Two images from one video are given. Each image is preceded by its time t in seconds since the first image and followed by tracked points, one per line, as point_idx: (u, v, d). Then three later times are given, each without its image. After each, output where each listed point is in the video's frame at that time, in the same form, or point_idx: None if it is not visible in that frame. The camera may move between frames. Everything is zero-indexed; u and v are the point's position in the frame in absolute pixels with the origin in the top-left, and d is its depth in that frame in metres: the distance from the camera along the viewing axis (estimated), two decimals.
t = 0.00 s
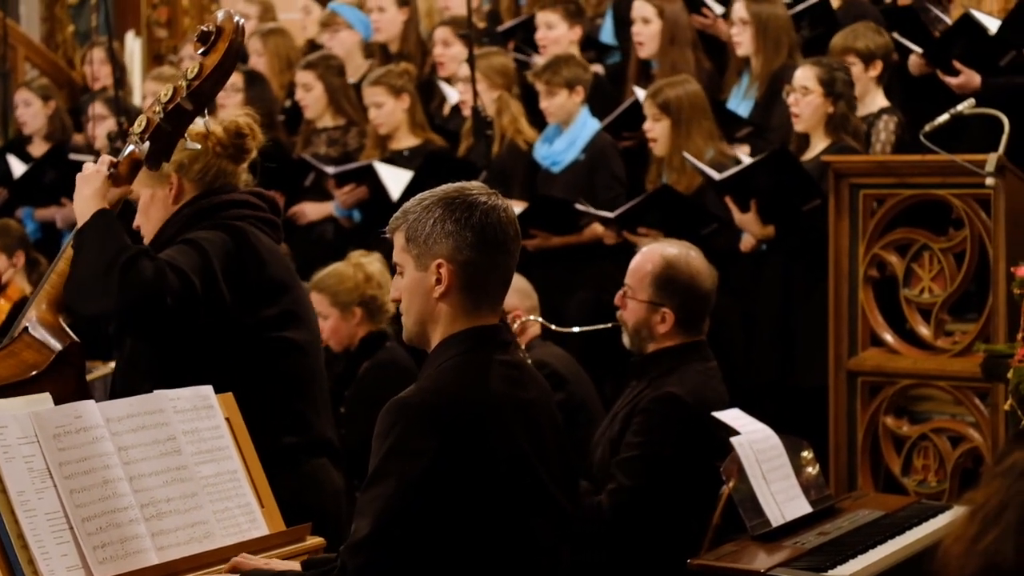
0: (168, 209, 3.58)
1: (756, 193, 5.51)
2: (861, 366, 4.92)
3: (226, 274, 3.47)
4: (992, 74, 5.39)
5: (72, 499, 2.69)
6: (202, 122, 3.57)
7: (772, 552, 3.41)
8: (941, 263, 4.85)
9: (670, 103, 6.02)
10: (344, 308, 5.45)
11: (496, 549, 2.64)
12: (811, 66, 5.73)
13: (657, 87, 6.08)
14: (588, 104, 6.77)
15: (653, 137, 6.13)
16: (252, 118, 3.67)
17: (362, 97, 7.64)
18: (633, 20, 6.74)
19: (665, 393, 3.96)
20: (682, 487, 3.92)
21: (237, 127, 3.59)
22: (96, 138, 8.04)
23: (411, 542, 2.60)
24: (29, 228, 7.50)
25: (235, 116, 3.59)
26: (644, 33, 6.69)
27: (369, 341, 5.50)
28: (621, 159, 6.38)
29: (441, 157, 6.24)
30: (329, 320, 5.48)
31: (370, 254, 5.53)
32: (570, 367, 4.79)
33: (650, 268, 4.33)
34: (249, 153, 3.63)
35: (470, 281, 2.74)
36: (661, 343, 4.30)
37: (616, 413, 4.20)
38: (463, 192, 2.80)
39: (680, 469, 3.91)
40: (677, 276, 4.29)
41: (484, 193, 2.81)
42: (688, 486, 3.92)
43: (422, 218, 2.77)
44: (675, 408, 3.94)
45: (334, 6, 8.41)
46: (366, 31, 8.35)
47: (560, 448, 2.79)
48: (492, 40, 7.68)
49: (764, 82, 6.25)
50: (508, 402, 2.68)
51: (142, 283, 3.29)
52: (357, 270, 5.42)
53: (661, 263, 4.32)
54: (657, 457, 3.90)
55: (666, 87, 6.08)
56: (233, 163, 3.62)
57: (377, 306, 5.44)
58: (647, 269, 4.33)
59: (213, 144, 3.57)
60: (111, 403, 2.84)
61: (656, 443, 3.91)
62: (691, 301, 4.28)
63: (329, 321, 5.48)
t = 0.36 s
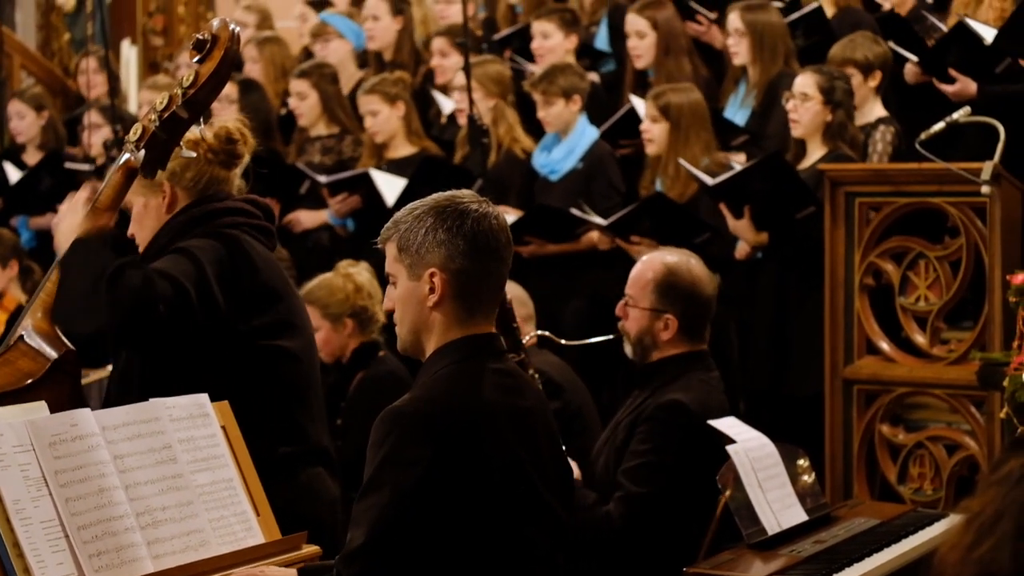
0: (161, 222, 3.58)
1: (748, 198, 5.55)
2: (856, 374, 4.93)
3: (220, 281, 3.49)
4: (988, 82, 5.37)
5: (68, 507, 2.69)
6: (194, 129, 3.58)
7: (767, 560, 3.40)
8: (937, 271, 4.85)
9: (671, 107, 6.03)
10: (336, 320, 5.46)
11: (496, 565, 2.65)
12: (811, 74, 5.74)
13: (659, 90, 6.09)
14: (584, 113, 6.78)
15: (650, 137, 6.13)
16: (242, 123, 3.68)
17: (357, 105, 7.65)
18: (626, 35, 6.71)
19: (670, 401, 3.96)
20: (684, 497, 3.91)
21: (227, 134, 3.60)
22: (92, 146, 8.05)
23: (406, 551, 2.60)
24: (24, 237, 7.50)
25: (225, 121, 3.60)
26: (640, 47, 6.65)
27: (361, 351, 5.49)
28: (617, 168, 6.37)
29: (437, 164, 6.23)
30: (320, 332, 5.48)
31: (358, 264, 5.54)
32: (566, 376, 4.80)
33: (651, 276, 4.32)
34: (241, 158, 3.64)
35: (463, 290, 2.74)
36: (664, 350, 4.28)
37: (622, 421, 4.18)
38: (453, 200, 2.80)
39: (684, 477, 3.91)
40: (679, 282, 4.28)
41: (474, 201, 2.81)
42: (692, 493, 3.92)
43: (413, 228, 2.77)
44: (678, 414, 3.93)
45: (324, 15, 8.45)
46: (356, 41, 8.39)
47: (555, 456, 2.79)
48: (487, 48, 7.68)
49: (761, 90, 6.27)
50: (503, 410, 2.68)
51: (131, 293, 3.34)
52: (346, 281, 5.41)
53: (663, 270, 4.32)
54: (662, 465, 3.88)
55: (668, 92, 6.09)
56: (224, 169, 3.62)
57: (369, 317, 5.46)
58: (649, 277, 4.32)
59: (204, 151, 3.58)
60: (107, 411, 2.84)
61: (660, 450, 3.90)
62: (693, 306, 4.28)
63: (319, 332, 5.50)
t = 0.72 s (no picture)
0: (151, 218, 3.51)
1: (743, 205, 5.55)
2: (851, 382, 4.94)
3: (199, 300, 3.43)
4: (983, 90, 5.39)
5: (61, 515, 2.68)
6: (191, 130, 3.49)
7: (762, 568, 3.40)
8: (931, 279, 4.87)
9: (666, 114, 6.04)
10: (337, 321, 5.42)
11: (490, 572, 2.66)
12: (803, 81, 5.78)
13: (654, 97, 6.11)
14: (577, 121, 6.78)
15: (643, 145, 6.14)
16: (241, 123, 3.57)
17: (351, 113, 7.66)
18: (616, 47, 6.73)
19: (661, 402, 3.96)
20: (675, 502, 3.91)
21: (223, 136, 3.50)
22: (85, 154, 8.04)
23: (402, 560, 2.60)
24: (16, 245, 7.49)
25: (222, 124, 3.50)
26: (631, 59, 6.68)
27: (357, 356, 5.43)
28: (610, 174, 6.37)
29: (428, 173, 6.26)
30: (319, 332, 5.42)
31: (364, 270, 5.60)
32: (560, 384, 4.79)
33: (653, 278, 4.31)
34: (237, 164, 3.55)
35: (458, 298, 2.74)
36: (662, 351, 4.27)
37: (615, 428, 4.15)
38: (449, 208, 2.79)
39: (677, 479, 3.91)
40: (679, 284, 4.29)
41: (469, 209, 2.81)
42: (685, 495, 3.92)
43: (408, 235, 2.77)
44: (672, 416, 3.93)
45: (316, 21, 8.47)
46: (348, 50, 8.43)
47: (551, 462, 2.79)
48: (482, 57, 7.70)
49: (755, 97, 6.28)
50: (499, 418, 2.68)
51: (105, 322, 3.26)
52: (352, 284, 5.45)
53: (664, 273, 4.31)
54: (653, 465, 3.88)
55: (664, 99, 6.10)
56: (219, 172, 3.53)
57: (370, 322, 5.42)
58: (649, 279, 4.32)
59: (201, 155, 3.49)
60: (100, 419, 2.83)
61: (653, 450, 3.90)
62: (693, 309, 4.27)
63: (319, 332, 5.43)
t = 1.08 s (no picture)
0: (132, 227, 3.47)
1: (726, 214, 5.56)
2: (841, 387, 4.95)
3: (185, 313, 3.41)
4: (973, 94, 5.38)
5: (51, 520, 2.66)
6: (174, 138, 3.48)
7: (753, 571, 3.40)
8: (921, 284, 4.90)
9: (655, 119, 6.04)
10: (336, 320, 5.44)
11: None
12: (790, 87, 5.79)
13: (643, 103, 6.10)
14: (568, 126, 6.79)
15: (634, 152, 6.12)
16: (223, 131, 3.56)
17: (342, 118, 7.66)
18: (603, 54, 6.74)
19: (638, 402, 3.97)
20: (657, 496, 3.94)
21: (205, 143, 3.48)
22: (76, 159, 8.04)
23: (392, 564, 2.61)
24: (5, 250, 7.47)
25: (205, 131, 3.48)
26: (618, 66, 6.69)
27: (351, 358, 5.47)
28: (599, 178, 6.39)
29: (420, 179, 6.25)
30: (317, 328, 5.45)
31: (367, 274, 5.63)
32: (550, 389, 4.79)
33: (630, 281, 4.38)
34: (220, 168, 3.52)
35: (449, 304, 2.75)
36: (640, 353, 4.33)
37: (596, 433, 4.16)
38: (441, 213, 2.79)
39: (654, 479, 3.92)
40: (656, 286, 4.35)
41: (463, 215, 2.81)
42: (665, 495, 3.95)
43: (400, 240, 2.77)
44: (650, 416, 3.94)
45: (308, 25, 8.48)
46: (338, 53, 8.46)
47: (540, 466, 2.78)
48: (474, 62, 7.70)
49: (745, 103, 6.30)
50: (490, 424, 2.68)
51: (93, 341, 3.24)
52: (357, 284, 5.49)
53: (641, 276, 4.38)
54: (629, 466, 3.90)
55: (652, 104, 6.10)
56: (201, 178, 3.50)
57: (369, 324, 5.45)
58: (627, 283, 4.38)
59: (183, 163, 3.47)
60: (90, 424, 2.81)
61: (631, 451, 3.91)
62: (670, 310, 4.33)
63: (317, 329, 5.46)
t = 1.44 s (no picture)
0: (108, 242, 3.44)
1: (703, 218, 5.59)
2: (823, 393, 4.97)
3: (173, 318, 3.40)
4: (957, 101, 5.41)
5: (34, 527, 2.61)
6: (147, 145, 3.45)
7: None
8: (903, 290, 4.91)
9: (638, 125, 6.05)
10: (328, 330, 5.45)
11: None
12: (773, 92, 5.79)
13: (626, 110, 6.12)
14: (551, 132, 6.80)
15: (617, 157, 6.15)
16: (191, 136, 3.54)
17: (326, 124, 7.65)
18: (585, 60, 6.74)
19: (604, 406, 3.99)
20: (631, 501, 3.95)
21: (175, 148, 3.46)
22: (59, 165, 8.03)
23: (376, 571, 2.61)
24: None
25: (174, 136, 3.46)
26: (599, 72, 6.69)
27: (346, 365, 5.48)
28: (581, 185, 6.40)
29: (403, 184, 6.22)
30: (310, 341, 5.46)
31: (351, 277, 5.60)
32: (533, 395, 4.77)
33: (587, 290, 4.41)
34: (189, 174, 3.49)
35: (432, 311, 2.75)
36: (603, 361, 4.37)
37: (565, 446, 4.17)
38: (423, 220, 2.79)
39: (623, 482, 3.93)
40: (615, 293, 4.38)
41: (444, 221, 2.81)
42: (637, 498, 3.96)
43: (382, 247, 2.76)
44: (617, 420, 3.95)
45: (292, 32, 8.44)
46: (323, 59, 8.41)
47: (523, 473, 2.78)
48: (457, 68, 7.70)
49: (728, 110, 6.31)
50: (474, 431, 2.68)
51: (78, 354, 3.27)
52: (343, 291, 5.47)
53: (597, 284, 4.42)
54: (599, 471, 3.90)
55: (635, 111, 6.11)
56: (173, 184, 3.46)
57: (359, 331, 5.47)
58: (584, 293, 4.41)
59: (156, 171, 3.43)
60: (73, 430, 2.76)
61: (598, 455, 3.92)
62: (628, 316, 4.36)
63: (309, 341, 5.46)
